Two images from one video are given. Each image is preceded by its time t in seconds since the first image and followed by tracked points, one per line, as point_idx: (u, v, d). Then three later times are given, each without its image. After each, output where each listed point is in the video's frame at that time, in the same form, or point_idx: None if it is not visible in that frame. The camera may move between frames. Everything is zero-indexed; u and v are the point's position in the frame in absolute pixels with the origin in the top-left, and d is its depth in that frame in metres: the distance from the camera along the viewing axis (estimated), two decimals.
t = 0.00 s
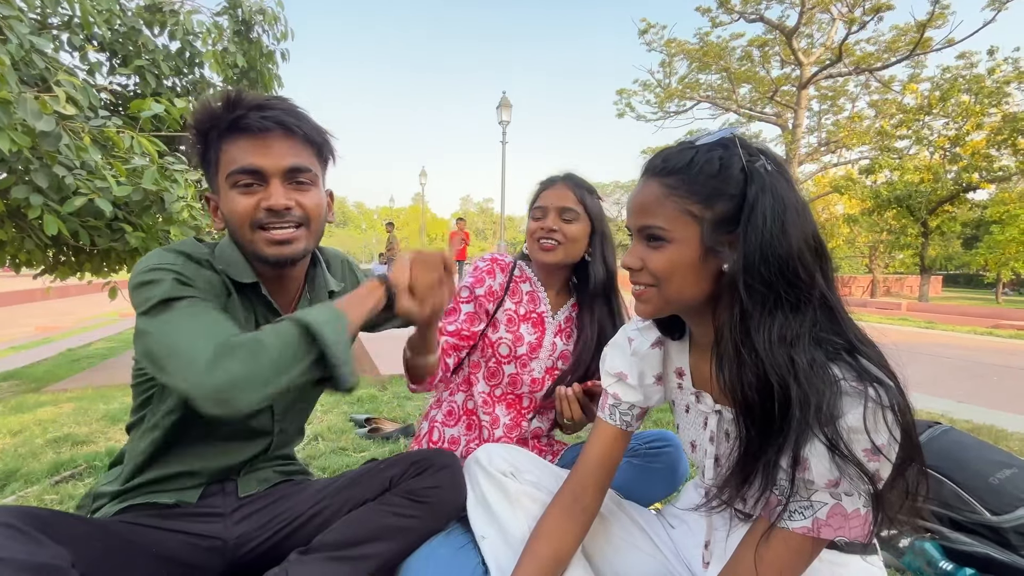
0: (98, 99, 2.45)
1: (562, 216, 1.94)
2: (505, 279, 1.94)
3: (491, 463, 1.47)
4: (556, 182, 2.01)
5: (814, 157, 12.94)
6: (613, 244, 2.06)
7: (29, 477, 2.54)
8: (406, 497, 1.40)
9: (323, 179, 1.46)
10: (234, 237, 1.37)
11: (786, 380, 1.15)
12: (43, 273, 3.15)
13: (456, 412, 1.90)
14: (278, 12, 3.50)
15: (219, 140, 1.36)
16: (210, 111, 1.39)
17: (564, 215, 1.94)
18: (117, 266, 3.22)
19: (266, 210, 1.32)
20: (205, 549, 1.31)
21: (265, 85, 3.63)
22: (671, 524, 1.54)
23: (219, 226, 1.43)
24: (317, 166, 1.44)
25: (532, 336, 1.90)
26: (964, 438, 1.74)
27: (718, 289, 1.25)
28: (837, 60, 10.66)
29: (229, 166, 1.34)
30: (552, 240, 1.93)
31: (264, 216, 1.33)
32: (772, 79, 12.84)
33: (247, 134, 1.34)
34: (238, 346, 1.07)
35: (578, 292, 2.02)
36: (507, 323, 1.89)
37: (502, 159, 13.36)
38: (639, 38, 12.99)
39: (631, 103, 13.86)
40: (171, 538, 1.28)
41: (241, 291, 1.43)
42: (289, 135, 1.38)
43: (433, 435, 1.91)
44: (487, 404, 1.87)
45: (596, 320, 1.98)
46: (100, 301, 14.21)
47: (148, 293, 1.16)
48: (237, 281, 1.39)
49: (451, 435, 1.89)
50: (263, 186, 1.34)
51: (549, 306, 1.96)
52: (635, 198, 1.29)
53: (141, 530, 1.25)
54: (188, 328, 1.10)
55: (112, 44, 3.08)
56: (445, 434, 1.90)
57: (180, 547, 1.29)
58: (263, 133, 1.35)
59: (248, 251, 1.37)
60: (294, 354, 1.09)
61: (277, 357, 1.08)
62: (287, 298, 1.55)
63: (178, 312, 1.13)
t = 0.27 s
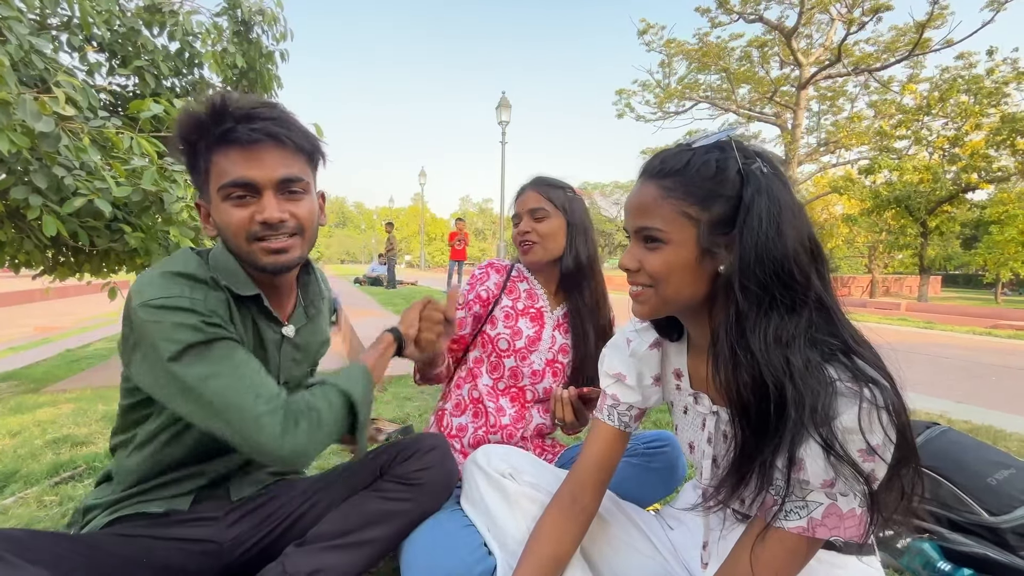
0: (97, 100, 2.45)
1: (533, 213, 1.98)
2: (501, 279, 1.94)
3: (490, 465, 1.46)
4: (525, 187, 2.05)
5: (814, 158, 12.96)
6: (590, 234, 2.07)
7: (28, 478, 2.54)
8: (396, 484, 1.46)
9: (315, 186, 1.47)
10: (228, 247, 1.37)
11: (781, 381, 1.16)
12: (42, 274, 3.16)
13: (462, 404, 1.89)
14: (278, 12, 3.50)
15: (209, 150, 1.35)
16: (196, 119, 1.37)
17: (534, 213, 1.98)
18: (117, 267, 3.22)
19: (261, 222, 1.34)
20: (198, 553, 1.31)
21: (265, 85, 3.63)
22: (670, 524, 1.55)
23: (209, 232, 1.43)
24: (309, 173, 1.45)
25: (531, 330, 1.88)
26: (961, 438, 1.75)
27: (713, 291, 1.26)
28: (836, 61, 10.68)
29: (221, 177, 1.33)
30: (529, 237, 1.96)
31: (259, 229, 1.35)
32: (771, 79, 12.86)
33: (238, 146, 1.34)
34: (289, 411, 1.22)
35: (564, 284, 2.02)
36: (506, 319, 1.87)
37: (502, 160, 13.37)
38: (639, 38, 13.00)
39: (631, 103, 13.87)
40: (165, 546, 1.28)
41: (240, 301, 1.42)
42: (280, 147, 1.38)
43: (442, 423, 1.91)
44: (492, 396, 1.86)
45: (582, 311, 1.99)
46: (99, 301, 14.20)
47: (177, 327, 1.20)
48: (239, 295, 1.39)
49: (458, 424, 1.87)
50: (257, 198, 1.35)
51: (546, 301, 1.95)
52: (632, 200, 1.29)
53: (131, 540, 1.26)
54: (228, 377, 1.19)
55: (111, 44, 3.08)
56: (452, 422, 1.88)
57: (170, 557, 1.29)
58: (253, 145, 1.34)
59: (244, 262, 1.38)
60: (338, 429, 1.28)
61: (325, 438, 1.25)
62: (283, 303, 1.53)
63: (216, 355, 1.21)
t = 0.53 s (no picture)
0: (96, 100, 2.45)
1: (517, 203, 1.98)
2: (478, 274, 1.97)
3: (490, 464, 1.46)
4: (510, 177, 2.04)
5: (813, 158, 12.96)
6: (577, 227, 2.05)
7: (26, 480, 2.53)
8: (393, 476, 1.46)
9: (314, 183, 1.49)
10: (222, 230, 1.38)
11: (780, 381, 1.15)
12: (40, 275, 3.14)
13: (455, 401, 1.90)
14: (277, 12, 3.50)
15: (220, 134, 1.35)
16: (214, 102, 1.38)
17: (517, 203, 1.98)
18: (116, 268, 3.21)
19: (265, 214, 1.34)
20: (195, 555, 1.30)
21: (264, 86, 3.62)
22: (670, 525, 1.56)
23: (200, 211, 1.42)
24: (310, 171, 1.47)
25: (510, 323, 1.88)
26: (961, 438, 1.75)
27: (712, 290, 1.26)
28: (836, 61, 10.68)
29: (228, 163, 1.33)
30: (511, 227, 1.96)
31: (262, 219, 1.35)
32: (771, 79, 12.86)
33: (251, 138, 1.34)
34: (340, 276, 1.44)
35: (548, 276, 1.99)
36: (485, 313, 1.89)
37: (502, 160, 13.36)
38: (638, 38, 13.01)
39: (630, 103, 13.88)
40: (159, 548, 1.28)
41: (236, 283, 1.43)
42: (291, 146, 1.40)
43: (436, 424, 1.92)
44: (478, 393, 1.87)
45: (566, 302, 1.94)
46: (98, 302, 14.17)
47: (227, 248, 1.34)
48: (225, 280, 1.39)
49: (451, 424, 1.87)
50: (262, 189, 1.35)
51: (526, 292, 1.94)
52: (632, 198, 1.29)
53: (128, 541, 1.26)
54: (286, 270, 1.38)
55: (110, 44, 3.07)
56: (445, 424, 1.89)
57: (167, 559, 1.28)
58: (269, 140, 1.35)
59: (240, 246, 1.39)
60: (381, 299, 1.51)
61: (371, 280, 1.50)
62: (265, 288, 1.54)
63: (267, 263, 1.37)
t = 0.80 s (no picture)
0: (95, 101, 2.45)
1: (476, 201, 1.97)
2: (451, 280, 1.99)
3: (488, 465, 1.45)
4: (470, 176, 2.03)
5: (813, 158, 12.95)
6: (544, 223, 2.01)
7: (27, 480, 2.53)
8: (383, 466, 1.44)
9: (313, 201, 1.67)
10: (254, 236, 1.46)
11: (774, 384, 1.15)
12: (40, 276, 3.14)
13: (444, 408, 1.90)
14: (277, 13, 3.50)
15: (265, 150, 1.46)
16: (249, 117, 1.48)
17: (476, 200, 1.97)
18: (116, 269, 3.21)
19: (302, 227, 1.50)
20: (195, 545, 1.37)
21: (263, 87, 3.62)
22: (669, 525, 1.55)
23: (222, 217, 1.44)
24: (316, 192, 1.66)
25: (484, 327, 1.88)
26: (961, 438, 1.74)
27: (703, 288, 1.26)
28: (835, 61, 10.68)
29: (275, 177, 1.46)
30: (471, 227, 1.97)
31: (297, 232, 1.50)
32: (770, 79, 12.85)
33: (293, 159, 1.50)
34: (238, 379, 1.23)
35: (511, 273, 1.94)
36: (459, 320, 1.91)
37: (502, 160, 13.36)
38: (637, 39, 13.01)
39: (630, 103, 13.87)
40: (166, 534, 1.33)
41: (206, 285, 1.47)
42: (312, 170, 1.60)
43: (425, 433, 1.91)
44: (463, 399, 1.87)
45: (527, 299, 1.90)
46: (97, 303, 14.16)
47: (155, 293, 1.27)
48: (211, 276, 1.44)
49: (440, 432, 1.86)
50: (297, 205, 1.51)
51: (497, 295, 1.94)
52: (632, 195, 1.31)
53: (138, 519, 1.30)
54: (192, 346, 1.24)
55: (110, 45, 3.07)
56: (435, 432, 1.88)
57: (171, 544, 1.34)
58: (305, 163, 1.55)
59: (271, 253, 1.49)
60: (285, 418, 1.29)
61: (276, 395, 1.26)
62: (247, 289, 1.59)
63: (185, 326, 1.27)
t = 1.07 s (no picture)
0: (96, 102, 2.45)
1: (440, 206, 1.96)
2: (420, 298, 1.94)
3: (489, 468, 1.44)
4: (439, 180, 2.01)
5: (813, 157, 12.95)
6: (509, 225, 1.98)
7: (28, 481, 2.53)
8: (394, 485, 1.45)
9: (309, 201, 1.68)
10: (257, 237, 1.49)
11: (765, 387, 1.15)
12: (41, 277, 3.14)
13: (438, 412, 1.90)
14: (276, 14, 3.50)
15: (268, 150, 1.51)
16: (250, 118, 1.52)
17: (441, 205, 1.95)
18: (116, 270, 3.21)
19: (303, 227, 1.53)
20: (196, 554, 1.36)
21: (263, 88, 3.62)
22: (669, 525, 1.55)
23: (225, 219, 1.46)
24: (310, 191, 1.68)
25: (460, 343, 1.89)
26: (961, 437, 1.74)
27: (692, 287, 1.27)
28: (835, 60, 10.68)
29: (278, 177, 1.51)
30: (435, 233, 1.95)
31: (299, 232, 1.54)
32: (770, 79, 12.85)
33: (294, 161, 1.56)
34: (188, 450, 1.28)
35: (474, 278, 1.93)
36: (434, 338, 1.90)
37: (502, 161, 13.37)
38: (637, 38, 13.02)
39: (630, 103, 13.88)
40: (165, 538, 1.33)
41: (197, 301, 1.48)
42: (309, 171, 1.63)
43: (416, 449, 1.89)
44: (447, 411, 1.86)
45: (489, 305, 1.89)
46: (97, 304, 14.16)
47: (117, 337, 1.26)
48: (206, 293, 1.47)
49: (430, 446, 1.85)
50: (298, 206, 1.55)
51: (472, 308, 1.93)
52: (628, 195, 1.33)
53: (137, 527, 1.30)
54: (150, 403, 1.27)
55: (110, 46, 3.07)
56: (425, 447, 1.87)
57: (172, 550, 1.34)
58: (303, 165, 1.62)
59: (273, 254, 1.52)
60: (232, 492, 1.33)
61: (230, 467, 1.33)
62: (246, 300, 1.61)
63: (146, 376, 1.28)
